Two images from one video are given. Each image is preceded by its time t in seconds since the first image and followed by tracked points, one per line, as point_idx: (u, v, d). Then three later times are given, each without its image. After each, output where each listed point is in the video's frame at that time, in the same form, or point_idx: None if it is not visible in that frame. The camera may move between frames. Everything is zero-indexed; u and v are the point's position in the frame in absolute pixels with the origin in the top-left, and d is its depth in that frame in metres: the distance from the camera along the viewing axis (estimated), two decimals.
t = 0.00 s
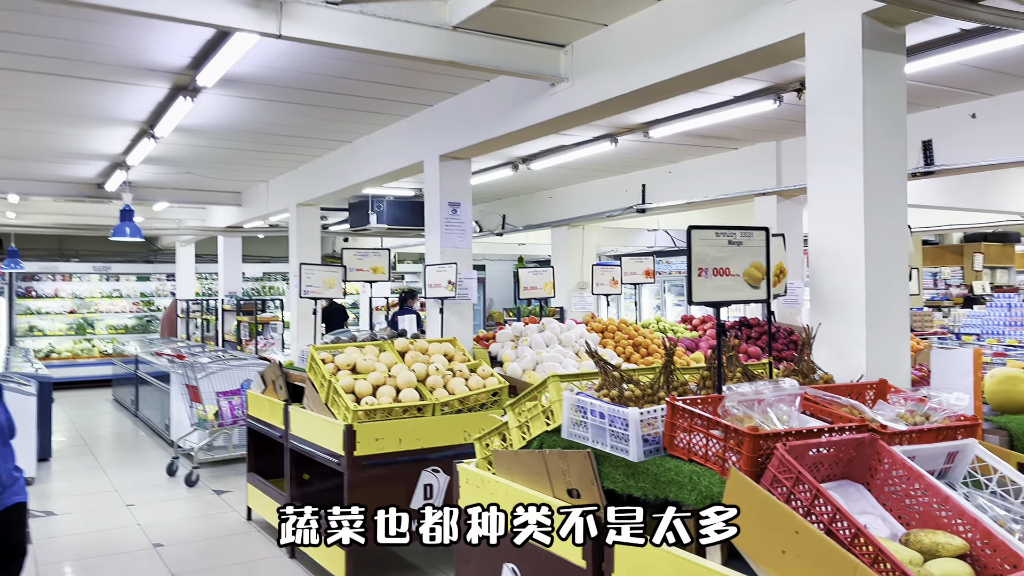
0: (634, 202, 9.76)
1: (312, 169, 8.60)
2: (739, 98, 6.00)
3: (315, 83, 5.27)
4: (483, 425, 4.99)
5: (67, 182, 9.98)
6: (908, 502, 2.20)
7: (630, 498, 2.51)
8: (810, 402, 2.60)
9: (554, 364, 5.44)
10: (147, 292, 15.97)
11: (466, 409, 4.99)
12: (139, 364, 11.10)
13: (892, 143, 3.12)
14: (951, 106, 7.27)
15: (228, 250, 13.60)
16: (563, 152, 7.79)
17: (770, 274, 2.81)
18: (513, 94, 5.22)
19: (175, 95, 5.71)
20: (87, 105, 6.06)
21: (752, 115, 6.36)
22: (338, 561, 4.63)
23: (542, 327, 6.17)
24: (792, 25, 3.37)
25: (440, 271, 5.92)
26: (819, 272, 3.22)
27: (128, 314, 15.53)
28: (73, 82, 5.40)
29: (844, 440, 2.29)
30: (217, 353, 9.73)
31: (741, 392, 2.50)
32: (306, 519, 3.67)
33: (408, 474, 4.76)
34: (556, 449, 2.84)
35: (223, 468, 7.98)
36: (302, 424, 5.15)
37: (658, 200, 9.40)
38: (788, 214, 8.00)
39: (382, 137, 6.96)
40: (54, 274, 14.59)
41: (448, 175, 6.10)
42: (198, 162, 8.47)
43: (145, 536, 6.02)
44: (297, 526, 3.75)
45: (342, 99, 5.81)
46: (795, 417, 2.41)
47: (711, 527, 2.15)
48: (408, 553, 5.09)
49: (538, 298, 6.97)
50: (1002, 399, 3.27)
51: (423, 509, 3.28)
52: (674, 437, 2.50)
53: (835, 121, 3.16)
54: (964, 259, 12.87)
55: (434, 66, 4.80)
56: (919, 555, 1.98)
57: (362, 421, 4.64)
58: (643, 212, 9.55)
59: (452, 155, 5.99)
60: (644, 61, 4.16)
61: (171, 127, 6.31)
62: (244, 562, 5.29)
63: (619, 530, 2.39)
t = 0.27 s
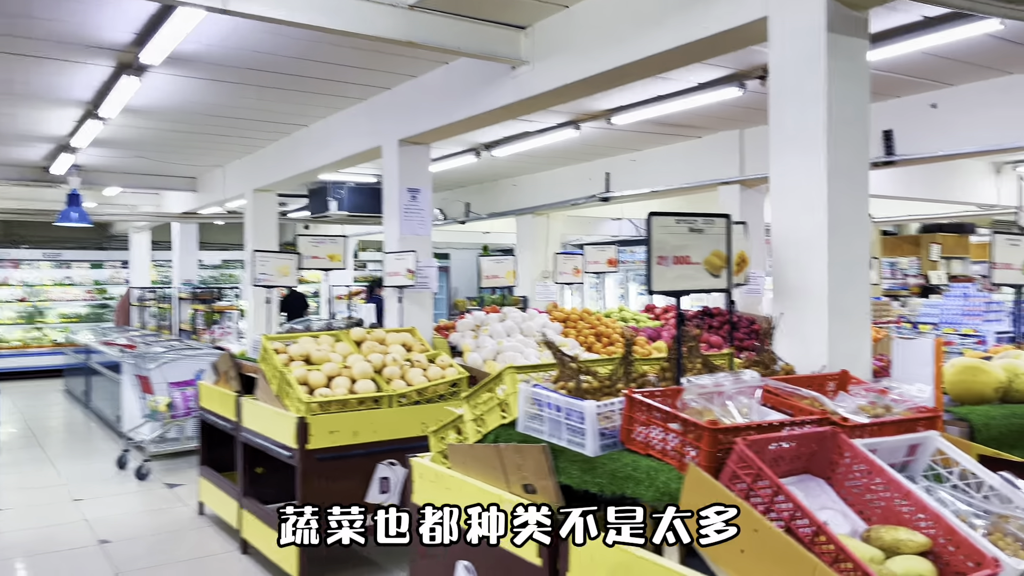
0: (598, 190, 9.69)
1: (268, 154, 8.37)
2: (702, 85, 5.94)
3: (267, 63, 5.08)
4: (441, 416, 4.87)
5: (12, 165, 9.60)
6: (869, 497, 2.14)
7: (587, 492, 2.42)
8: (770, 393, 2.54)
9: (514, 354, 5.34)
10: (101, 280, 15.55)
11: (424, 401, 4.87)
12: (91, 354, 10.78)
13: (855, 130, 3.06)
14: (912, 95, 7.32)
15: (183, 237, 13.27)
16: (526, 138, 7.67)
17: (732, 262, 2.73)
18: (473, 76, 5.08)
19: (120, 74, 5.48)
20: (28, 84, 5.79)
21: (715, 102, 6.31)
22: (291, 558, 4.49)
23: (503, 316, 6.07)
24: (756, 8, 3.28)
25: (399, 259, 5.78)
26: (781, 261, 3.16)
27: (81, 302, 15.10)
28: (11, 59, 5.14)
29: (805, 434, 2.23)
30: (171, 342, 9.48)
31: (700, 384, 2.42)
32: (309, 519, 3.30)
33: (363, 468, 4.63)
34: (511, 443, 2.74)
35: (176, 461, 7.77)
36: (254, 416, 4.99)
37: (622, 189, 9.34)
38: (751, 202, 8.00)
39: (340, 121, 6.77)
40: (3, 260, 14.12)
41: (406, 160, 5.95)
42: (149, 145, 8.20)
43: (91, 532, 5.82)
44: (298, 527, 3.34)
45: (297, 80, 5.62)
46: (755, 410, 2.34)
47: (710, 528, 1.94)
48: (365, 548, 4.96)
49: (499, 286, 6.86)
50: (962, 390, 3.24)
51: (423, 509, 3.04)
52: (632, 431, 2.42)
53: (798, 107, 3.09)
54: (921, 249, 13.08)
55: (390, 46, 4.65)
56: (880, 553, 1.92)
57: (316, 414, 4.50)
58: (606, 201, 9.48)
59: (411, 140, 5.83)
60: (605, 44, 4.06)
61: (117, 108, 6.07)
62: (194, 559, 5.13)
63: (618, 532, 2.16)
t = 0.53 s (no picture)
0: (547, 177, 9.59)
1: (206, 138, 8.07)
2: (649, 70, 5.87)
3: (196, 41, 4.84)
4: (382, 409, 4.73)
5: None
6: (807, 492, 2.07)
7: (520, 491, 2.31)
8: (708, 385, 2.46)
9: (458, 344, 5.21)
10: (35, 270, 14.95)
11: (363, 393, 4.72)
12: (21, 347, 10.34)
13: (797, 114, 3.00)
14: (856, 83, 7.38)
15: (121, 225, 12.81)
16: (473, 124, 7.53)
17: (670, 250, 2.64)
18: (413, 58, 4.92)
19: (39, 51, 5.18)
20: None
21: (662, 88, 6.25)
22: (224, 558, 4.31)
23: (448, 305, 5.93)
24: None
25: (339, 247, 5.59)
26: (722, 248, 3.09)
27: (14, 293, 14.50)
28: None
29: (742, 427, 2.15)
30: (106, 334, 9.12)
31: (636, 375, 2.34)
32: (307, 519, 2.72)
33: (299, 464, 4.47)
34: (443, 440, 2.61)
35: (110, 458, 7.47)
36: (186, 410, 4.78)
37: (571, 176, 9.27)
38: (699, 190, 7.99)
39: (279, 104, 6.54)
40: None
41: (346, 144, 5.76)
42: (78, 128, 7.83)
43: (14, 534, 5.54)
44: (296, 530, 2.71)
45: (229, 60, 5.39)
46: (691, 403, 2.26)
47: (710, 528, 1.73)
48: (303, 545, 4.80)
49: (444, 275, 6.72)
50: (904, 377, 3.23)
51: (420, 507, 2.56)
52: (565, 426, 2.31)
53: (740, 90, 3.01)
54: (865, 237, 13.31)
55: (325, 24, 4.46)
56: (816, 551, 1.85)
57: (249, 408, 4.31)
58: (556, 188, 9.40)
59: (351, 123, 5.64)
60: (546, 25, 3.94)
61: (38, 87, 5.75)
62: (123, 561, 4.91)
63: (618, 532, 1.92)
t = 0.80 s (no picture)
0: (503, 168, 9.49)
1: (149, 127, 7.81)
2: (600, 59, 5.78)
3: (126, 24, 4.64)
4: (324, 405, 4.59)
5: None
6: (739, 486, 2.00)
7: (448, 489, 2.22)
8: (641, 377, 2.38)
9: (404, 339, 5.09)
10: None
11: (305, 389, 4.58)
12: None
13: (737, 100, 2.93)
14: (808, 74, 7.42)
15: (67, 218, 12.41)
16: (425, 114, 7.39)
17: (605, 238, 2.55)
18: (355, 43, 4.77)
19: None
20: None
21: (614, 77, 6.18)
22: (159, 562, 4.15)
23: (396, 298, 5.79)
24: None
25: (282, 239, 5.43)
26: (662, 237, 3.02)
27: None
28: None
29: (672, 420, 2.07)
30: (47, 330, 8.82)
31: (565, 367, 2.25)
32: (308, 519, 2.59)
33: (237, 463, 4.31)
34: (370, 437, 2.50)
35: (49, 458, 7.21)
36: (119, 409, 4.59)
37: (527, 167, 9.18)
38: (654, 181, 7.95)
39: (222, 91, 6.33)
40: None
41: (290, 133, 5.59)
42: (13, 116, 7.52)
43: None
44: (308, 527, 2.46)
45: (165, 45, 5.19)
46: (622, 396, 2.18)
47: (711, 529, 1.75)
48: (245, 546, 4.66)
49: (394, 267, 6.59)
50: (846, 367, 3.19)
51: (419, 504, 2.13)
52: (492, 422, 2.21)
53: (679, 74, 2.94)
54: (822, 229, 13.45)
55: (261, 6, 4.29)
56: (744, 548, 1.79)
57: (183, 406, 4.14)
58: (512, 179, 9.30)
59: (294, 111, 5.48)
60: (488, 8, 3.83)
61: None
62: (55, 566, 4.70)
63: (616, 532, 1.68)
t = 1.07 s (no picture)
0: (457, 164, 9.37)
1: (87, 120, 7.55)
2: (544, 53, 5.70)
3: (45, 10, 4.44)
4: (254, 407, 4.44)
5: None
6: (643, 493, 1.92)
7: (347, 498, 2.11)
8: (552, 378, 2.29)
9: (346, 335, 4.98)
10: None
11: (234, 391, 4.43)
12: None
13: (662, 94, 2.88)
14: (755, 70, 7.79)
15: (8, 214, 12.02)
16: (373, 108, 7.26)
17: (517, 233, 2.68)
18: (288, 33, 4.63)
19: None
20: None
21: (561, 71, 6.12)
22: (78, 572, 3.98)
23: (337, 296, 5.64)
24: None
25: (217, 235, 5.26)
26: (587, 232, 2.95)
27: None
28: None
29: (576, 424, 1.98)
30: None
31: (469, 369, 2.15)
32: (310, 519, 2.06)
33: (161, 468, 4.15)
34: (272, 444, 2.38)
35: None
36: (39, 413, 4.39)
37: (481, 163, 9.08)
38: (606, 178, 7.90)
39: (157, 83, 6.13)
40: None
41: (225, 126, 5.43)
42: None
43: None
44: (294, 533, 2.07)
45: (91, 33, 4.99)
46: (526, 400, 2.08)
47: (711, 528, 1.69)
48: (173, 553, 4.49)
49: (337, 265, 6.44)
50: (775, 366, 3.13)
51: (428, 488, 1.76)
52: (392, 428, 2.10)
53: (603, 65, 2.87)
54: (779, 227, 13.55)
55: None
56: (642, 560, 1.71)
57: (102, 410, 3.96)
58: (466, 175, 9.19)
59: (229, 103, 5.32)
60: None
61: None
62: None
63: (612, 533, 1.70)
